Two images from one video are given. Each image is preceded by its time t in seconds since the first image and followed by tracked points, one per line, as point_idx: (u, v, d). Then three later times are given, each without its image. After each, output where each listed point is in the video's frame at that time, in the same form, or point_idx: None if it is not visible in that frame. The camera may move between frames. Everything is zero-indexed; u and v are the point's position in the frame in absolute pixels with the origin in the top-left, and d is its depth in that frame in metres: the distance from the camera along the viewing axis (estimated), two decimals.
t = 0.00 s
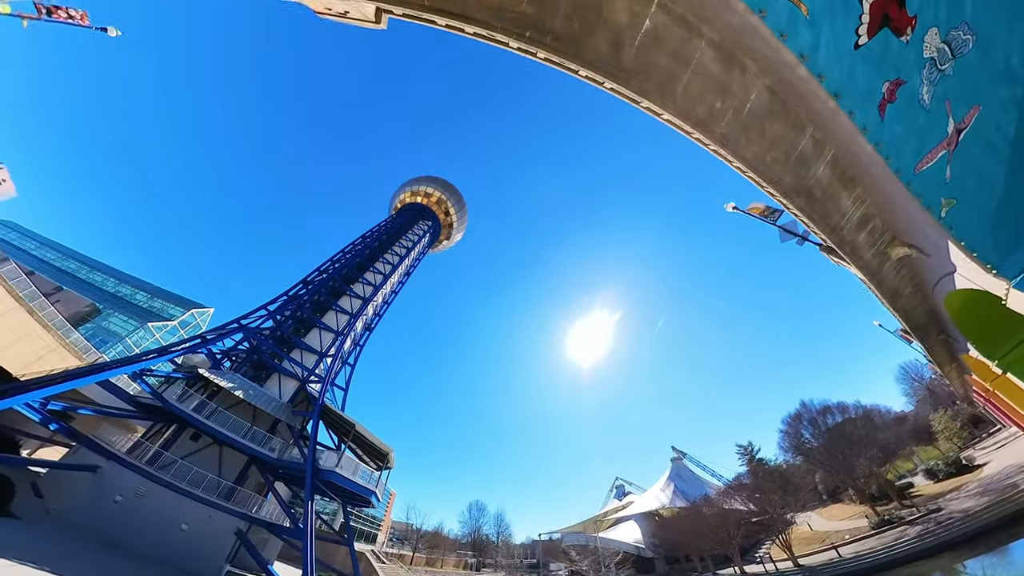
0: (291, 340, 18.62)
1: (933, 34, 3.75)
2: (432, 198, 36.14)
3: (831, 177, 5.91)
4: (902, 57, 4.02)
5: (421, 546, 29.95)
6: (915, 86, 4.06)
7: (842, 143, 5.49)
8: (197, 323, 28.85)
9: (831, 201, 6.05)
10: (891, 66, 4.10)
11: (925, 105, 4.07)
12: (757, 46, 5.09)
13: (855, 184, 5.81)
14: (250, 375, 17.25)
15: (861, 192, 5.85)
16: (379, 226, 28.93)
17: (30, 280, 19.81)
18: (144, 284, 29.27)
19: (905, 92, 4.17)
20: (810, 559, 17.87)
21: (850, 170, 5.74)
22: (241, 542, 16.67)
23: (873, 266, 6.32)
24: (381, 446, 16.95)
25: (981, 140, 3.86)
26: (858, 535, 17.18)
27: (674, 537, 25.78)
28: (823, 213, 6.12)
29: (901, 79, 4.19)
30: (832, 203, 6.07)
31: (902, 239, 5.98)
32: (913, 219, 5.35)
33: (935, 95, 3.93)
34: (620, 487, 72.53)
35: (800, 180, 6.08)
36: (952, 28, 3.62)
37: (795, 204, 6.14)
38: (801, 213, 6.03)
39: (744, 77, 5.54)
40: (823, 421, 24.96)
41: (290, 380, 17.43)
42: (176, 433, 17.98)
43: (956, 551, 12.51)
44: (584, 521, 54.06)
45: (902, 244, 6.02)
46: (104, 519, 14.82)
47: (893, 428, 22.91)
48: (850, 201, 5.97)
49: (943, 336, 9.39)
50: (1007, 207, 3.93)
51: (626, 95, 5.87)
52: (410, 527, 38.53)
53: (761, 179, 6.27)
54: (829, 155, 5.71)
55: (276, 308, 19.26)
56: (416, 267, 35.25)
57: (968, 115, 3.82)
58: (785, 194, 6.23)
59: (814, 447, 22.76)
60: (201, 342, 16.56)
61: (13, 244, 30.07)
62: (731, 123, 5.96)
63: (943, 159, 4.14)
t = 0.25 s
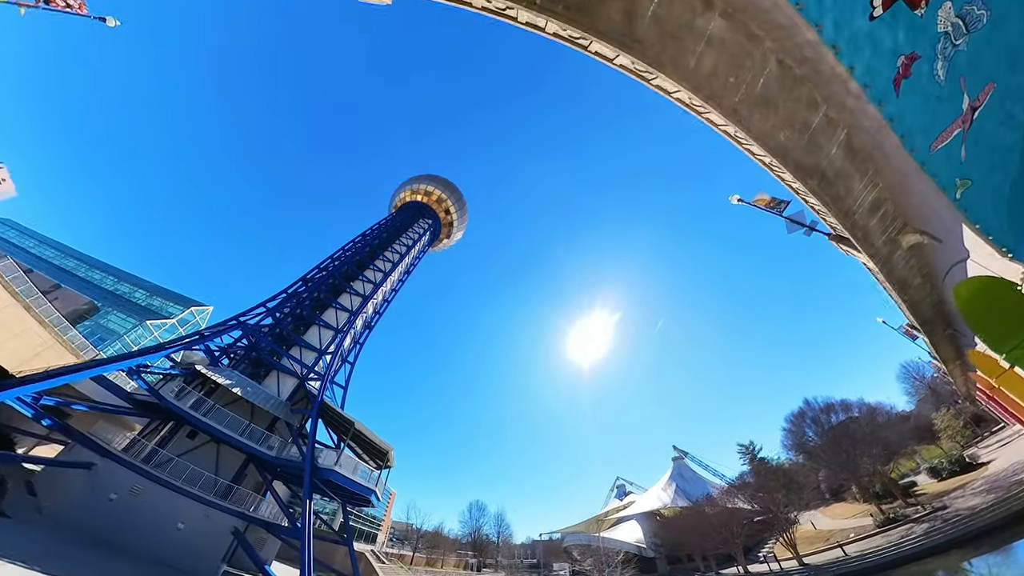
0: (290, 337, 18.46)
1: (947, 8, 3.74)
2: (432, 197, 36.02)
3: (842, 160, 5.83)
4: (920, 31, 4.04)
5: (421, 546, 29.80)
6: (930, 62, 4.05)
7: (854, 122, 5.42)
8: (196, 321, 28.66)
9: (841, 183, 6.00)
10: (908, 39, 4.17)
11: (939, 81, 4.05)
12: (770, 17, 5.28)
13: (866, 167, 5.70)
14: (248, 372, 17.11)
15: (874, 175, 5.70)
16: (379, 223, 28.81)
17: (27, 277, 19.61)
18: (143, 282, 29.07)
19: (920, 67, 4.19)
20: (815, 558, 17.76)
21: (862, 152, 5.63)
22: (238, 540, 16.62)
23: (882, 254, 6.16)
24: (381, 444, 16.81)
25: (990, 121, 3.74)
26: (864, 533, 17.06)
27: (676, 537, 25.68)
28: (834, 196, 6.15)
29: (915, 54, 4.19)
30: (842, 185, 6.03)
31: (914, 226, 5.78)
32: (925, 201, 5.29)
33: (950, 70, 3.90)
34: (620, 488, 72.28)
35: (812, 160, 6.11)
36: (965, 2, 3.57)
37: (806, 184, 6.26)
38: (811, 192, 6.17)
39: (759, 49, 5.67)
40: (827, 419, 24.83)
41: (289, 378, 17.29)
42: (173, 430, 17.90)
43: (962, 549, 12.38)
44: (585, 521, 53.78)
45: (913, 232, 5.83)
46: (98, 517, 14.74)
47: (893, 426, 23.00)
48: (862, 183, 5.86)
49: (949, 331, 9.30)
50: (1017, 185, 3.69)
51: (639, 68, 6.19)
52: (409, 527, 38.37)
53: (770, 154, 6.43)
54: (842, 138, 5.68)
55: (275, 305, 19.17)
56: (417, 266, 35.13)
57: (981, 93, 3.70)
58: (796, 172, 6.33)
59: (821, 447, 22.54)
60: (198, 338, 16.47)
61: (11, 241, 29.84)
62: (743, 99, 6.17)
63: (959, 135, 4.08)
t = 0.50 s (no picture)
0: (289, 334, 18.28)
1: None
2: (432, 195, 35.90)
3: (858, 142, 5.68)
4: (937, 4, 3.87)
5: (422, 546, 29.61)
6: (947, 36, 3.92)
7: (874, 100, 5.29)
8: (195, 319, 28.44)
9: (856, 166, 5.79)
10: (923, 13, 4.05)
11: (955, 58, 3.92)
12: None
13: (882, 149, 5.56)
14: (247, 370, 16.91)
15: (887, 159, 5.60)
16: (379, 221, 28.66)
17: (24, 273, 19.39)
18: (141, 280, 28.83)
19: (936, 42, 4.04)
20: (821, 556, 17.65)
21: (878, 133, 5.51)
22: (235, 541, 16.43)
23: (897, 243, 6.03)
24: (382, 443, 16.65)
25: (1002, 101, 3.60)
26: (870, 531, 16.96)
27: (678, 536, 25.56)
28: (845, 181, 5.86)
29: (932, 27, 4.06)
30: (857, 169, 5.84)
31: (926, 211, 5.77)
32: (944, 183, 5.23)
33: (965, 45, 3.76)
34: (621, 488, 72.17)
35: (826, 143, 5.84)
36: None
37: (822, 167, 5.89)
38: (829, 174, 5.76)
39: (775, 25, 5.43)
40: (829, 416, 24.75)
41: (288, 375, 17.11)
42: (170, 428, 17.73)
43: (970, 546, 12.26)
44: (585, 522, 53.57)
45: (925, 217, 5.80)
46: (92, 516, 14.54)
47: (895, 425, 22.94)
48: (876, 168, 5.69)
49: (956, 325, 9.19)
50: None
51: (654, 42, 5.90)
52: (410, 527, 38.16)
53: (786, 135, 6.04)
54: (856, 119, 5.57)
55: (275, 302, 19.02)
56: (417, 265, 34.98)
57: (997, 69, 3.54)
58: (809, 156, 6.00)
59: (826, 441, 22.33)
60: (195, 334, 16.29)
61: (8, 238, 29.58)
62: (760, 73, 5.78)
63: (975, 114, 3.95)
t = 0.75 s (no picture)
0: (289, 332, 18.12)
1: None
2: (432, 193, 35.75)
3: (871, 124, 5.54)
4: None
5: (422, 546, 29.45)
6: (963, 14, 3.98)
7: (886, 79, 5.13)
8: (194, 318, 28.24)
9: (868, 151, 5.65)
10: None
11: (971, 36, 3.97)
12: None
13: (895, 132, 5.42)
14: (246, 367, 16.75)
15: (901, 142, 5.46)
16: (379, 219, 28.51)
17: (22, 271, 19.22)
18: (140, 278, 28.59)
19: (952, 21, 4.09)
20: (827, 555, 17.57)
21: (890, 116, 5.38)
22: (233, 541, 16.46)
23: (909, 233, 5.86)
24: (382, 442, 16.50)
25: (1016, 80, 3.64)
26: (874, 530, 16.90)
27: (681, 536, 25.45)
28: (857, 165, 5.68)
29: (948, 6, 4.10)
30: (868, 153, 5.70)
31: (938, 200, 5.61)
32: (959, 167, 5.08)
33: (981, 24, 3.84)
34: (621, 488, 72.08)
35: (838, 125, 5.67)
36: None
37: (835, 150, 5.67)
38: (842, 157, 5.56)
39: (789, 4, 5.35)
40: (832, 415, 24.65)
41: (288, 373, 16.95)
42: (167, 426, 17.63)
43: (980, 545, 12.12)
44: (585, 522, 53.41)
45: (938, 205, 5.65)
46: (87, 515, 14.40)
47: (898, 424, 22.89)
48: (888, 151, 5.58)
49: (964, 320, 9.10)
50: None
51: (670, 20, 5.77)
52: (410, 527, 37.99)
53: (799, 118, 5.81)
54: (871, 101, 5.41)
55: (274, 300, 18.90)
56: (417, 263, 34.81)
57: (1012, 48, 3.59)
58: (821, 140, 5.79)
59: (828, 439, 22.25)
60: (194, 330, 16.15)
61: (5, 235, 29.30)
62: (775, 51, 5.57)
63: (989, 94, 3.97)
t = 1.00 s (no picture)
0: (288, 329, 17.96)
1: None
2: (433, 192, 35.66)
3: (885, 107, 5.41)
4: None
5: (423, 546, 29.28)
6: None
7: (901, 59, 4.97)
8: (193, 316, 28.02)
9: (882, 132, 5.56)
10: None
11: (988, 12, 3.86)
12: None
13: (911, 114, 5.24)
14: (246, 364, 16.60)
15: (917, 125, 5.28)
16: (379, 217, 28.38)
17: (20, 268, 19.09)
18: (139, 276, 28.36)
19: None
20: (833, 554, 17.49)
21: (906, 98, 5.21)
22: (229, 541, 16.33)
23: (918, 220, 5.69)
24: (383, 440, 16.34)
25: None
26: (881, 528, 16.80)
27: (683, 535, 25.35)
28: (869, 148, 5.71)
29: None
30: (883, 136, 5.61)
31: (951, 185, 5.43)
32: (971, 151, 4.95)
33: None
34: (622, 487, 72.00)
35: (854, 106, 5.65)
36: None
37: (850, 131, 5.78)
38: (856, 138, 5.68)
39: None
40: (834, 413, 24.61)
41: (287, 371, 16.79)
42: (164, 424, 17.51)
43: (991, 542, 12.01)
44: (586, 522, 53.33)
45: (951, 191, 5.46)
46: (80, 513, 14.16)
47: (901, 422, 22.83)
48: (903, 133, 5.44)
49: (971, 315, 8.98)
50: None
51: None
52: (410, 527, 37.80)
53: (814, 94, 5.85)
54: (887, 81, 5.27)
55: (274, 296, 18.77)
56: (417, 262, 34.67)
57: None
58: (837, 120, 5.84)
59: (831, 437, 22.21)
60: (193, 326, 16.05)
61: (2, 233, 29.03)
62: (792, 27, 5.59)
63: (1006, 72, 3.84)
